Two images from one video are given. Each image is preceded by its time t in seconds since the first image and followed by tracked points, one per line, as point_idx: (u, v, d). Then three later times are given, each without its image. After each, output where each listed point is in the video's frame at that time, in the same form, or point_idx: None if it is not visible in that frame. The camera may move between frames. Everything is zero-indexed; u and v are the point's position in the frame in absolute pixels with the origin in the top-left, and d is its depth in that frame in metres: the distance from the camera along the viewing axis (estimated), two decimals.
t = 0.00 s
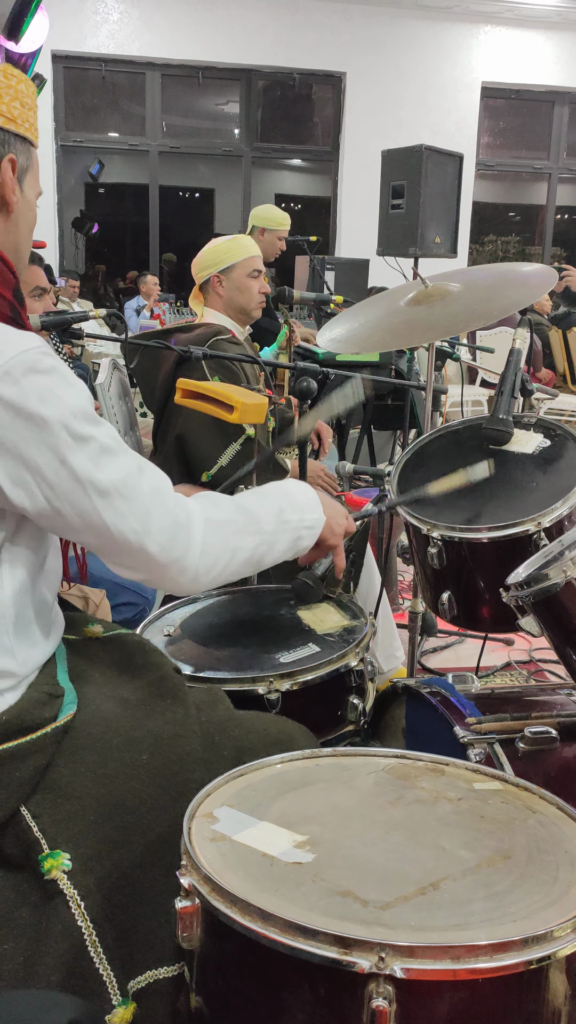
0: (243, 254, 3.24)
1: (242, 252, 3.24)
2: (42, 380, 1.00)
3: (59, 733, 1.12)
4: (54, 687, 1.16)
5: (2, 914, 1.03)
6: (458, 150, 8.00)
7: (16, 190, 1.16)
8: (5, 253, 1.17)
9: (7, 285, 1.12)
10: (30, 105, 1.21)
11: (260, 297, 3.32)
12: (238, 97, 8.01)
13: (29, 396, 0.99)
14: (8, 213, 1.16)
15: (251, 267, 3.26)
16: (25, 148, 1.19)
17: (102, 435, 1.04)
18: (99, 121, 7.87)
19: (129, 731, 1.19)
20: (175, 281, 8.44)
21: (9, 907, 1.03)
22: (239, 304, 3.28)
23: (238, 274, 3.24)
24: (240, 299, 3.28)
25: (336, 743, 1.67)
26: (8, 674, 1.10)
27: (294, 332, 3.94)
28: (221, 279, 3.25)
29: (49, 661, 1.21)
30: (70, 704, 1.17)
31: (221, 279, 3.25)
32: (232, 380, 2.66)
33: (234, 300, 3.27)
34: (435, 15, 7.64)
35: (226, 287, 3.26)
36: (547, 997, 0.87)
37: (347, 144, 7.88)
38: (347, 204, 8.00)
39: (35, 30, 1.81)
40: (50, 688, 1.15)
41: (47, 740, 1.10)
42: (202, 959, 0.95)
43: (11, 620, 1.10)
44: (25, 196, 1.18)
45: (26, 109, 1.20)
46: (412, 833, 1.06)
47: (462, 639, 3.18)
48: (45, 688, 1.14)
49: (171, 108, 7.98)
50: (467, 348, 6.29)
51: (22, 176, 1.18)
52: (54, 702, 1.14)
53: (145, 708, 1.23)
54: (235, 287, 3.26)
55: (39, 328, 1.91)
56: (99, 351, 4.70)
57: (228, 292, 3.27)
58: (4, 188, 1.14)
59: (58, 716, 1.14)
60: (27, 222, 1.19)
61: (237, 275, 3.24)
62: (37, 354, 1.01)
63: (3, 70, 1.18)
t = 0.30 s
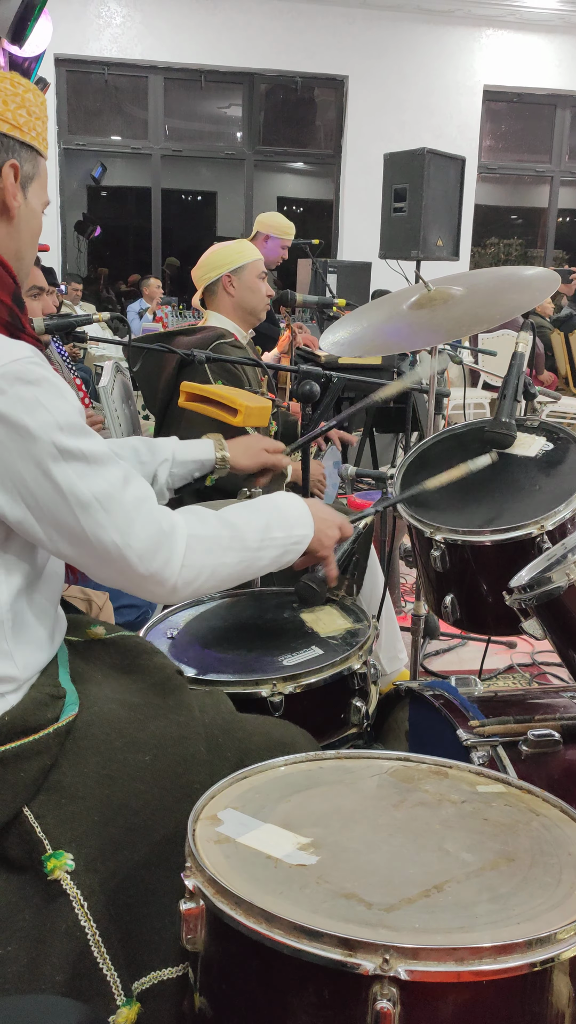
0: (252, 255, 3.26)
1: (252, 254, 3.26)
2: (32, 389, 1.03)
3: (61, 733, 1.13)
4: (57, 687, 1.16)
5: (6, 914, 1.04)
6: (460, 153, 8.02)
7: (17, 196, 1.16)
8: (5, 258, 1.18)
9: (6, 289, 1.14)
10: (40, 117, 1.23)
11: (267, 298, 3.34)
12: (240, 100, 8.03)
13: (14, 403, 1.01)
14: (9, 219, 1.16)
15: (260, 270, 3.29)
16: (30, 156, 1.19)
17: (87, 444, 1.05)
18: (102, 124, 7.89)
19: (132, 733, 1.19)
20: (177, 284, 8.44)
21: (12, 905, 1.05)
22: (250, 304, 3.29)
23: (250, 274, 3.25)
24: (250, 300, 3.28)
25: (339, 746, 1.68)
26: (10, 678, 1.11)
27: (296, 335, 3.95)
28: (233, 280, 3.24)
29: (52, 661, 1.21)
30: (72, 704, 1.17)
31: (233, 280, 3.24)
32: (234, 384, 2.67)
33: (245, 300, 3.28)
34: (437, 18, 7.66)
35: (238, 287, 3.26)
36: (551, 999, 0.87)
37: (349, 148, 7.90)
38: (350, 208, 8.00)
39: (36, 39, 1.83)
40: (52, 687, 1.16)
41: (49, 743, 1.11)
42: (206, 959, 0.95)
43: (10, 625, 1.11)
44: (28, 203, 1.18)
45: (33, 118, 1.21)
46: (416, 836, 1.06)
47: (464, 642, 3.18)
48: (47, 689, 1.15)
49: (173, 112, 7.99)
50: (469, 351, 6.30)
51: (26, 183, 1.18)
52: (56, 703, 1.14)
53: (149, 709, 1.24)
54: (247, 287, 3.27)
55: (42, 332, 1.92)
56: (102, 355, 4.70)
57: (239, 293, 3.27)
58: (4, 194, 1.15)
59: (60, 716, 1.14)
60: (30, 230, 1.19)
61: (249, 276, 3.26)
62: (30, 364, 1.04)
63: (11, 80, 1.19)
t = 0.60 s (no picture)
0: (249, 254, 3.26)
1: (248, 253, 3.26)
2: None
3: (65, 735, 1.14)
4: (61, 690, 1.18)
5: (11, 918, 1.03)
6: (463, 154, 8.02)
7: None
8: None
9: None
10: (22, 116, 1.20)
11: (268, 296, 3.33)
12: (243, 101, 8.03)
13: None
14: None
15: (258, 268, 3.29)
16: (13, 155, 1.16)
17: None
18: (105, 126, 7.91)
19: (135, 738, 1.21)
20: (180, 285, 8.44)
21: (16, 908, 1.04)
22: (250, 303, 3.28)
23: (247, 274, 3.25)
24: (250, 299, 3.28)
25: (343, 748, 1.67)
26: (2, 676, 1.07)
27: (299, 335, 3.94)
28: (231, 280, 3.25)
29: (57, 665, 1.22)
30: (76, 707, 1.19)
31: (230, 280, 3.25)
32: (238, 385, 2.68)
33: (244, 299, 3.27)
34: (439, 19, 7.67)
35: (236, 287, 3.26)
36: (557, 999, 0.87)
37: (352, 150, 7.91)
38: (353, 209, 8.00)
39: (41, 39, 1.83)
40: (56, 689, 1.17)
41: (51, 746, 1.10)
42: (211, 960, 0.96)
43: None
44: (10, 204, 1.14)
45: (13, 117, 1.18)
46: (421, 837, 1.06)
47: (467, 642, 3.18)
48: (52, 691, 1.16)
49: (176, 113, 7.99)
50: (472, 351, 6.30)
51: (7, 185, 1.15)
52: (60, 705, 1.16)
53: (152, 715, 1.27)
54: (245, 286, 3.26)
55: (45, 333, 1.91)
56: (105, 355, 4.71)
57: (237, 293, 3.27)
58: None
59: (64, 717, 1.15)
60: (16, 233, 1.16)
61: (246, 275, 3.26)
62: None
63: None
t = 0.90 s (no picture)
0: (253, 255, 3.25)
1: (253, 254, 3.26)
2: None
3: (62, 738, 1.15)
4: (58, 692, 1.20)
5: (14, 919, 1.04)
6: (466, 153, 8.02)
7: (16, 209, 1.17)
8: None
9: None
10: (55, 129, 1.24)
11: (273, 296, 3.33)
12: (246, 101, 8.04)
13: None
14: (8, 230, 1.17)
15: (263, 268, 3.28)
16: (40, 168, 1.21)
17: None
18: (108, 126, 7.93)
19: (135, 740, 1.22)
20: (183, 285, 8.44)
21: (20, 910, 1.04)
22: (255, 303, 3.29)
23: (252, 274, 3.25)
24: (255, 300, 3.28)
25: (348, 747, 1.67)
26: None
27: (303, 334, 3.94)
28: (236, 281, 3.25)
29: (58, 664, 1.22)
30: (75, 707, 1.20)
31: (236, 281, 3.25)
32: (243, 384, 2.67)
33: (249, 300, 3.27)
34: (443, 18, 7.65)
35: (241, 288, 3.26)
36: (563, 1001, 0.87)
37: (355, 150, 7.92)
38: (357, 209, 8.00)
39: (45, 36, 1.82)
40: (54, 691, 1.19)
41: (55, 747, 1.10)
42: (216, 960, 0.96)
43: None
44: (32, 215, 1.19)
45: (46, 130, 1.22)
46: (426, 838, 1.06)
47: (471, 642, 3.17)
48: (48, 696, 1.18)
49: (179, 113, 8.00)
50: (475, 351, 6.29)
51: (30, 196, 1.19)
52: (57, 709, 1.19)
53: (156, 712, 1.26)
54: (250, 287, 3.26)
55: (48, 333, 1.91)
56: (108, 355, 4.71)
57: (243, 294, 3.27)
58: None
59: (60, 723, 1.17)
60: (35, 243, 1.20)
61: (251, 275, 3.25)
62: None
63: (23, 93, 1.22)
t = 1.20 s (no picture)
0: (254, 254, 3.26)
1: (253, 253, 3.26)
2: None
3: (72, 734, 1.10)
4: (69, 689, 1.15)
5: (20, 916, 1.03)
6: (469, 152, 8.01)
7: (35, 218, 1.16)
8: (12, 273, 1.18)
9: (10, 301, 1.14)
10: (76, 139, 1.23)
11: (276, 295, 3.33)
12: (249, 100, 8.05)
13: None
14: (24, 238, 1.17)
15: (265, 266, 3.28)
16: (62, 178, 1.20)
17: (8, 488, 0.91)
18: (111, 125, 7.95)
19: (144, 738, 1.19)
20: (186, 285, 8.44)
21: (26, 909, 1.03)
22: (258, 302, 3.28)
23: (254, 274, 3.25)
24: (258, 299, 3.28)
25: (352, 746, 1.67)
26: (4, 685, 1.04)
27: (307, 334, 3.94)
28: (238, 281, 3.25)
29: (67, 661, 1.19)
30: (84, 705, 1.16)
31: (238, 281, 3.25)
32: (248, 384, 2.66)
33: (252, 299, 3.27)
34: (446, 17, 7.64)
35: (243, 288, 3.26)
36: (568, 1001, 0.87)
37: (358, 149, 7.91)
38: (360, 208, 7.99)
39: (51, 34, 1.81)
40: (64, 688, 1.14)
41: (61, 747, 1.09)
42: (221, 959, 0.96)
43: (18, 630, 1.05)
44: (50, 224, 1.18)
45: (69, 140, 1.21)
46: (432, 838, 1.05)
47: (475, 642, 3.17)
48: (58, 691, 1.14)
49: (182, 112, 8.01)
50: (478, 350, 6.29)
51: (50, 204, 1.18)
52: (68, 705, 1.13)
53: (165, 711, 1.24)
54: (253, 287, 3.26)
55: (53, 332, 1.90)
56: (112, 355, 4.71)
57: (245, 294, 3.27)
58: (18, 211, 1.15)
59: (70, 719, 1.12)
60: (50, 251, 1.19)
61: (253, 275, 3.25)
62: None
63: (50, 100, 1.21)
